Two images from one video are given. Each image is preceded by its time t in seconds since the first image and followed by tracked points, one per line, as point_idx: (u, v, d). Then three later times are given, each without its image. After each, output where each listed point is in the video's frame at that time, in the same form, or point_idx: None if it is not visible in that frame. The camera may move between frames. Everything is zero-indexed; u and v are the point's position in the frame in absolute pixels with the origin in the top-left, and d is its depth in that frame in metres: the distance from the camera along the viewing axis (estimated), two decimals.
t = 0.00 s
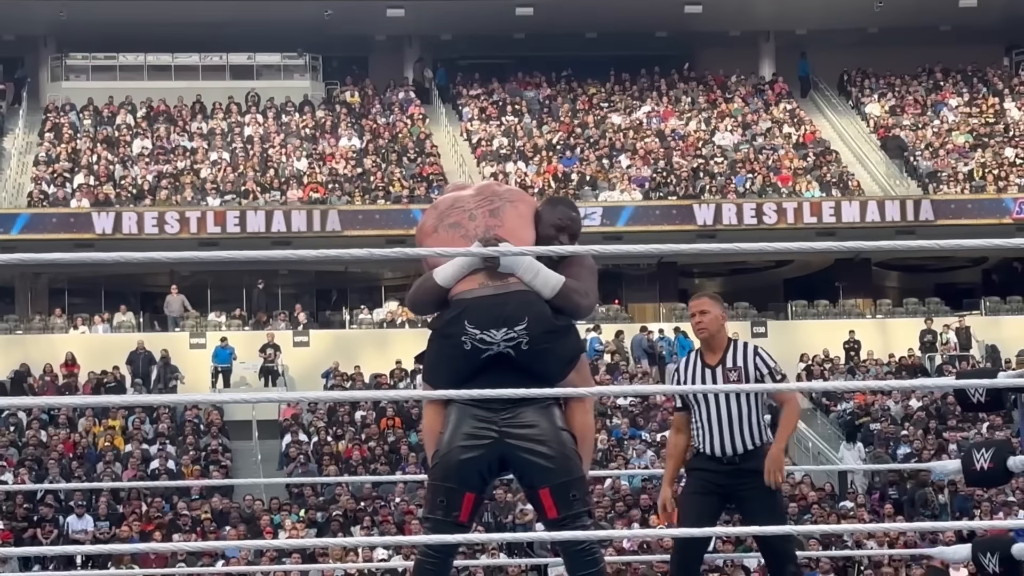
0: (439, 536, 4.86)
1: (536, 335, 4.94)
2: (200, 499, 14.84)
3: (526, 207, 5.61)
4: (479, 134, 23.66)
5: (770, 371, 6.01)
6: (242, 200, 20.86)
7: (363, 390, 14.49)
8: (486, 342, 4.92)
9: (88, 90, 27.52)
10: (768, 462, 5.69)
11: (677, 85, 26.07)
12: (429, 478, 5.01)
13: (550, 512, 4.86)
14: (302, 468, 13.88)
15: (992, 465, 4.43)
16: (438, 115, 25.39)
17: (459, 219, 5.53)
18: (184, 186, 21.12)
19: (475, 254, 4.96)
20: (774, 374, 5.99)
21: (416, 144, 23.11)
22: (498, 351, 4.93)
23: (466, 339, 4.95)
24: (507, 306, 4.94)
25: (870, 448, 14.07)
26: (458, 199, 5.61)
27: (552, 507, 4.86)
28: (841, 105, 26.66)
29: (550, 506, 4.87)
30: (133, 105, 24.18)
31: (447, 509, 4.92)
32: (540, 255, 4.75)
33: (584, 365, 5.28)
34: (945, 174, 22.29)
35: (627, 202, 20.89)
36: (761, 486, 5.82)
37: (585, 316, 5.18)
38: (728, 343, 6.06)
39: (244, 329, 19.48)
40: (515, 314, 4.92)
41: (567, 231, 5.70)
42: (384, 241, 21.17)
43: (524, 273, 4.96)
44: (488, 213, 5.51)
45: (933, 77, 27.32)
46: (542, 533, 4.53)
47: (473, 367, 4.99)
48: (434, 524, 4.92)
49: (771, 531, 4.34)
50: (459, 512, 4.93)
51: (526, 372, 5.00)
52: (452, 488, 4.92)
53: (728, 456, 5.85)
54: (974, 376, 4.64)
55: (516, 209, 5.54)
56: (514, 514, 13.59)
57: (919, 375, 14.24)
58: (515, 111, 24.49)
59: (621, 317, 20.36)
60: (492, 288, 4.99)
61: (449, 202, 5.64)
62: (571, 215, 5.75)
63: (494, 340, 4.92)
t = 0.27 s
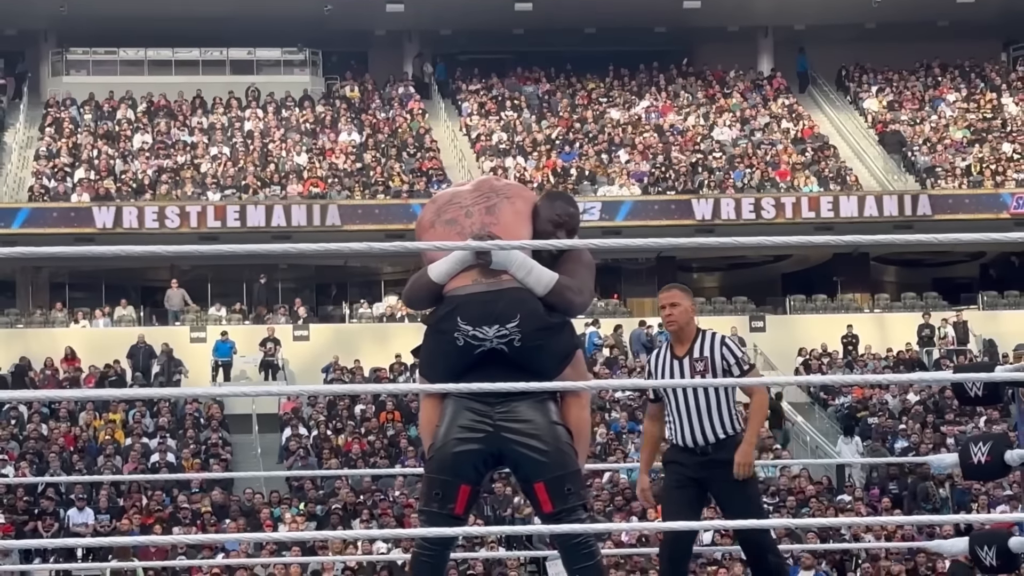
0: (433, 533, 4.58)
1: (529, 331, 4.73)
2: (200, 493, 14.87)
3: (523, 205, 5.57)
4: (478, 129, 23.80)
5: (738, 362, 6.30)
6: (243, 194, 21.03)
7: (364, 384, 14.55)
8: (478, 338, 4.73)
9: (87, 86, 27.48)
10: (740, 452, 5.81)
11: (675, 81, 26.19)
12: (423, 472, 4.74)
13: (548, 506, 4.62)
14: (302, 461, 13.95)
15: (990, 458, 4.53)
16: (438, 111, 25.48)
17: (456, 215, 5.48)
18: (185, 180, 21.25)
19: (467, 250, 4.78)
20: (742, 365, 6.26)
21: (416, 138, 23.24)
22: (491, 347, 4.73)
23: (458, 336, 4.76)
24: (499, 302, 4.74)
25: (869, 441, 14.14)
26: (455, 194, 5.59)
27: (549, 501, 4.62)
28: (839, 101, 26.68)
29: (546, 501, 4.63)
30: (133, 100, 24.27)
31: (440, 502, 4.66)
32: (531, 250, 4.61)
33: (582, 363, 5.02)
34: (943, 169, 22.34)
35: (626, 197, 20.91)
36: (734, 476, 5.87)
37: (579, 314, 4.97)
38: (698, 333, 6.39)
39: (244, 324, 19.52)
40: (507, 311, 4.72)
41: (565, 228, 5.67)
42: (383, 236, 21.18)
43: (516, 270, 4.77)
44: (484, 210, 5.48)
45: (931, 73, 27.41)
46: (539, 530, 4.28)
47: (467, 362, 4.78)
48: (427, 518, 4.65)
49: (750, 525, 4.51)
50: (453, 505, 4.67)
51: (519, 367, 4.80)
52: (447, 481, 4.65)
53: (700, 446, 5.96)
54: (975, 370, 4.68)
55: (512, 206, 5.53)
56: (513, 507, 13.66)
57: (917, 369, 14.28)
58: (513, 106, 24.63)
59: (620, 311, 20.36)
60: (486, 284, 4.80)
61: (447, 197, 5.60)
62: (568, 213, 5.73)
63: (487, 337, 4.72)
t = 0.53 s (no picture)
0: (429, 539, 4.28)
1: (531, 327, 4.44)
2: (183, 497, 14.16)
3: (526, 193, 5.00)
4: (478, 115, 22.96)
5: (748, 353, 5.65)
6: (228, 182, 20.27)
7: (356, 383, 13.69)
8: (477, 335, 4.43)
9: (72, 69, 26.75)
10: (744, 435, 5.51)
11: (685, 62, 25.45)
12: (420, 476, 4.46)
13: (550, 512, 4.32)
14: (291, 465, 13.19)
15: (1015, 461, 3.94)
16: (433, 94, 24.77)
17: (455, 205, 4.91)
18: (166, 168, 20.44)
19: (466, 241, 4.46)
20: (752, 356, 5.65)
21: (411, 124, 22.46)
22: (492, 343, 4.44)
23: (457, 333, 4.46)
24: (499, 297, 4.43)
25: (887, 443, 13.36)
26: (454, 181, 4.99)
27: (552, 506, 4.32)
28: (858, 83, 25.88)
29: (547, 506, 4.34)
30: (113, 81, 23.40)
31: (437, 508, 4.37)
32: (531, 239, 4.35)
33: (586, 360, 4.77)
34: (965, 156, 21.49)
35: (632, 185, 20.30)
36: (739, 469, 5.53)
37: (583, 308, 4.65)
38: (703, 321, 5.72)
39: (228, 319, 19.01)
40: (508, 306, 4.42)
41: (570, 218, 5.09)
42: (375, 226, 20.33)
43: (518, 261, 4.45)
44: (485, 199, 4.88)
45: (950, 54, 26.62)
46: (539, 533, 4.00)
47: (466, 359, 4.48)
48: (423, 524, 4.37)
49: (760, 530, 4.18)
50: (451, 511, 4.38)
51: (520, 366, 4.50)
52: (444, 485, 4.37)
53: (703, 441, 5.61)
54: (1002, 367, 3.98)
55: (516, 196, 4.92)
56: (512, 512, 12.92)
57: (939, 368, 13.54)
58: (513, 90, 23.90)
59: (624, 305, 19.80)
60: (485, 278, 4.48)
61: (445, 184, 5.02)
62: (574, 202, 5.15)
63: (487, 333, 4.42)
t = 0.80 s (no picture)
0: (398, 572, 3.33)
1: (530, 311, 3.39)
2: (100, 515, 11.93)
3: (517, 147, 3.73)
4: (450, 57, 21.16)
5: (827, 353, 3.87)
6: (152, 139, 18.53)
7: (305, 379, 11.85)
8: (460, 322, 3.37)
9: None
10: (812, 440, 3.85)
11: None
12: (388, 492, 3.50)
13: (548, 536, 3.37)
14: (226, 477, 10.98)
15: None
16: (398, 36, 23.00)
17: (429, 163, 3.64)
18: (78, 123, 18.61)
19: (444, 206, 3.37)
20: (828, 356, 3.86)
21: (369, 69, 20.32)
22: (478, 332, 3.38)
23: (435, 319, 3.40)
24: (487, 273, 3.38)
25: (939, 451, 11.17)
26: (424, 135, 3.72)
27: (549, 529, 3.37)
28: (904, 23, 24.20)
29: (545, 529, 3.38)
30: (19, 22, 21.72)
31: (409, 530, 3.40)
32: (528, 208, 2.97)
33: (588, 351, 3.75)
34: None
35: (637, 142, 18.80)
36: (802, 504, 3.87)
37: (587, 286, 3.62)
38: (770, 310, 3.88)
39: (152, 303, 17.57)
40: (499, 285, 3.38)
41: (567, 178, 3.79)
42: (330, 190, 18.83)
43: (509, 231, 3.38)
44: (466, 156, 3.62)
45: None
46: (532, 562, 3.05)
47: (444, 352, 3.42)
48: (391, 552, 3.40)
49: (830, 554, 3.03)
50: (427, 534, 3.40)
51: (512, 361, 3.45)
52: (417, 503, 3.40)
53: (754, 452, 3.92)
54: None
55: (503, 150, 3.66)
56: (492, 535, 10.21)
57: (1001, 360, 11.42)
58: (493, 27, 21.78)
59: (626, 288, 18.01)
60: (470, 253, 3.42)
61: (414, 138, 3.76)
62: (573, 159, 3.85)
63: (473, 318, 3.36)
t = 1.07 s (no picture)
0: None
1: (533, 309, 3.19)
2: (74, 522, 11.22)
3: (516, 134, 3.48)
4: (448, 35, 20.48)
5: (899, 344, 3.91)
6: (130, 121, 17.84)
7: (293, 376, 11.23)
8: (461, 321, 3.17)
9: None
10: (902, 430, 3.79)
11: None
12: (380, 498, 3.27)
13: (552, 542, 3.17)
14: (210, 482, 10.09)
15: None
16: (392, 9, 22.09)
17: (424, 153, 3.40)
18: (51, 105, 17.94)
19: (443, 199, 3.17)
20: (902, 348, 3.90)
21: (360, 48, 19.59)
22: (479, 332, 3.18)
23: (433, 318, 3.19)
24: (489, 270, 3.18)
25: (969, 454, 10.48)
26: (417, 121, 3.47)
27: (554, 535, 3.17)
28: None
29: (548, 536, 3.18)
30: None
31: (405, 538, 3.17)
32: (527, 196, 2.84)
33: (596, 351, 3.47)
34: None
35: (644, 125, 18.29)
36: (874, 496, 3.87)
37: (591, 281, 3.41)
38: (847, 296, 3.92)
39: (130, 298, 16.72)
40: (501, 282, 3.18)
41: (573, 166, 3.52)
42: (319, 176, 18.46)
43: (511, 225, 3.19)
44: (462, 145, 3.37)
45: None
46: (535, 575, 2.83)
47: (442, 351, 3.22)
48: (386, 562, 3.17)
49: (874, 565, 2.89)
50: (424, 543, 3.18)
51: (512, 360, 3.25)
52: (412, 509, 3.17)
53: (830, 445, 3.87)
54: None
55: (502, 138, 3.41)
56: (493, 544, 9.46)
57: None
58: (494, 2, 20.93)
59: (636, 279, 17.41)
60: (469, 249, 3.21)
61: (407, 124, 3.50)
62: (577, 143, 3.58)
63: (473, 317, 3.16)
